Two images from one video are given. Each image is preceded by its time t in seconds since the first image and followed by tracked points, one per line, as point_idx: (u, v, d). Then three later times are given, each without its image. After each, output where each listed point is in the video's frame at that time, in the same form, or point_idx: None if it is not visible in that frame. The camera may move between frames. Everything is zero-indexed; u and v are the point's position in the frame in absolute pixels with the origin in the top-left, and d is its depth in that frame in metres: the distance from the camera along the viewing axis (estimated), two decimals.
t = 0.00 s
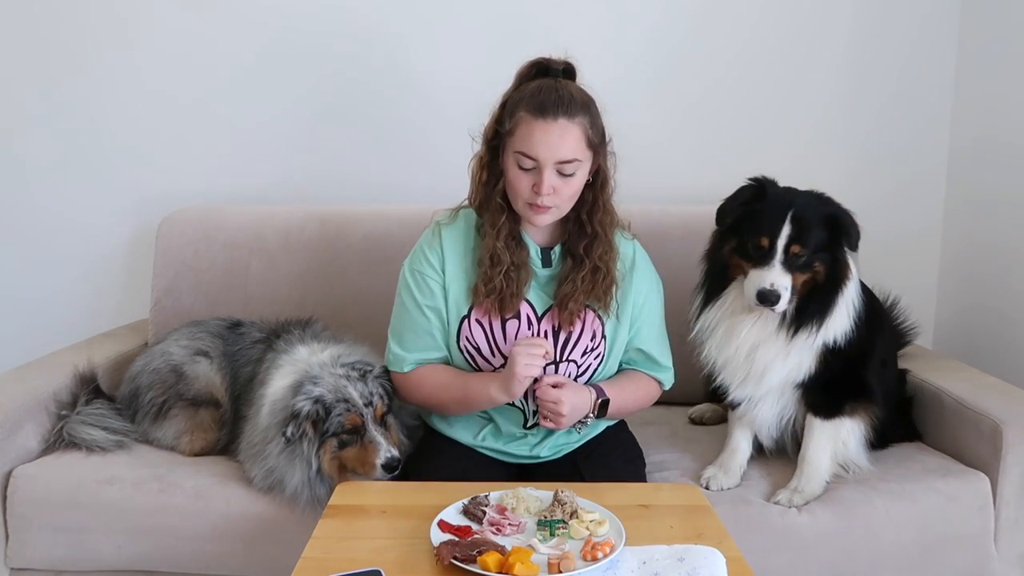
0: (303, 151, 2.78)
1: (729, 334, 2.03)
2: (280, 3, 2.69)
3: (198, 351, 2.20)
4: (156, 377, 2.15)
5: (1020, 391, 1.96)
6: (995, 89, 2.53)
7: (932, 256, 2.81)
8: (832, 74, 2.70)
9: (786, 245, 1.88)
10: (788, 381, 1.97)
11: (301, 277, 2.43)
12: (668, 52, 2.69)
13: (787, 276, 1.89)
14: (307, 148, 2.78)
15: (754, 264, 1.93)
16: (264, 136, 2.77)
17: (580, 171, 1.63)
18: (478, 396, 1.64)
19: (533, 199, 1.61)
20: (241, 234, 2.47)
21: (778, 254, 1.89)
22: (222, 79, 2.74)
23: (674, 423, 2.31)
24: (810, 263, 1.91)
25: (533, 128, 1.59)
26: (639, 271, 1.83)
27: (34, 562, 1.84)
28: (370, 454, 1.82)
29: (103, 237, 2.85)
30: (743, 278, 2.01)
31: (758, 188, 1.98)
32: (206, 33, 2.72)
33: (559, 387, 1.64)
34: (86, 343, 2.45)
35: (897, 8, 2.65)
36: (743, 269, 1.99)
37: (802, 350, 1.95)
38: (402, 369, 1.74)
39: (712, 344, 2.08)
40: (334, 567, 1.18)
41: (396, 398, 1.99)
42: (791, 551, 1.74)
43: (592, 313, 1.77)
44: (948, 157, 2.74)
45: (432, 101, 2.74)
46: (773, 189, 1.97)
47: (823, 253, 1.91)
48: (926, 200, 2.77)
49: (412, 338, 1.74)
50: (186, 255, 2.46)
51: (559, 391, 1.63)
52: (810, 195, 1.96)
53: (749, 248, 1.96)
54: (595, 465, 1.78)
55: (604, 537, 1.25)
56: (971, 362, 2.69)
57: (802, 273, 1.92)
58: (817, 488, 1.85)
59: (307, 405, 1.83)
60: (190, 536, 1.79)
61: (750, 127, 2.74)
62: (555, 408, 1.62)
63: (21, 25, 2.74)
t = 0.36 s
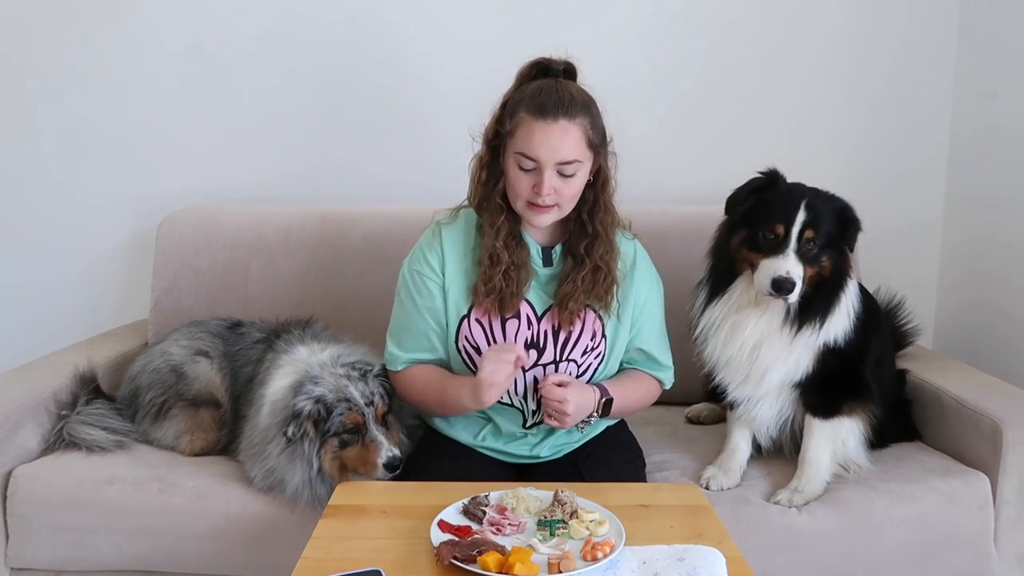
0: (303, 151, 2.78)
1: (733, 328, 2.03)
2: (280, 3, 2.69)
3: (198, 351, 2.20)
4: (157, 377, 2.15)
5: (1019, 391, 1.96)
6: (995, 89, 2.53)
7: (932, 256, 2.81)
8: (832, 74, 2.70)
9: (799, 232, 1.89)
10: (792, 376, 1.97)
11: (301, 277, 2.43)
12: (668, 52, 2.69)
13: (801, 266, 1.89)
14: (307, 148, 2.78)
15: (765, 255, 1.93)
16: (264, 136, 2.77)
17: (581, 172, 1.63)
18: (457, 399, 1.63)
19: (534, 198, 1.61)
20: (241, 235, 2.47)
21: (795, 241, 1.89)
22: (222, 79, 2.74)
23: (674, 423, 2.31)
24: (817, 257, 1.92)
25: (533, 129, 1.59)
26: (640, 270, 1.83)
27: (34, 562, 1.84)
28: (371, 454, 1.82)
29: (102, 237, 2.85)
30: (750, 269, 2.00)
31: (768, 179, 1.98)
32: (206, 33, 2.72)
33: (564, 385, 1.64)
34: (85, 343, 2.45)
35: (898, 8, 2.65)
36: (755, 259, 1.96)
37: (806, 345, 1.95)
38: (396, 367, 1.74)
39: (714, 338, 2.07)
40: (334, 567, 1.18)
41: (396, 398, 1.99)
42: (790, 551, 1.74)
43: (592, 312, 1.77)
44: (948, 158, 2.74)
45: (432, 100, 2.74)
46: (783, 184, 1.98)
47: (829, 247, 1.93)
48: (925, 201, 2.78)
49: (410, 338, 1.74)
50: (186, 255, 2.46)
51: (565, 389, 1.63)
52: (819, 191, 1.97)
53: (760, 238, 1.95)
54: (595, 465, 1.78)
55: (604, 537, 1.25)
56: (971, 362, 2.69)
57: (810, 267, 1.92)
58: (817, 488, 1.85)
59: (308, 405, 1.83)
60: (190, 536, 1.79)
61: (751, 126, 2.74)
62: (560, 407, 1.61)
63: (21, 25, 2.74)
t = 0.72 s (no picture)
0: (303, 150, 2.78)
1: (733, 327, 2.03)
2: (281, 3, 2.69)
3: (198, 351, 2.20)
4: (157, 377, 2.15)
5: (1019, 391, 1.96)
6: (995, 88, 2.53)
7: (932, 256, 2.81)
8: (832, 74, 2.70)
9: (823, 234, 1.88)
10: (791, 375, 1.97)
11: (302, 276, 2.43)
12: (669, 51, 2.69)
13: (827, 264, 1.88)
14: (308, 148, 2.78)
15: (788, 256, 1.89)
16: (264, 136, 2.78)
17: (581, 165, 1.63)
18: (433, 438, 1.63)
19: (535, 191, 1.61)
20: (242, 235, 2.47)
21: (817, 243, 1.88)
22: (222, 78, 2.74)
23: (674, 423, 2.31)
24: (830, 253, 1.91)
25: (534, 121, 1.59)
26: (641, 271, 1.83)
27: (33, 562, 1.84)
28: (371, 454, 1.82)
29: (103, 237, 2.85)
30: (765, 272, 1.97)
31: (776, 179, 1.96)
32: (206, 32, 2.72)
33: (566, 390, 1.64)
34: (85, 343, 2.45)
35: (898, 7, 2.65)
36: (777, 264, 1.92)
37: (807, 344, 1.95)
38: (397, 371, 1.74)
39: (714, 337, 2.08)
40: (334, 567, 1.18)
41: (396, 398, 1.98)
42: (790, 551, 1.74)
43: (592, 313, 1.77)
44: (948, 157, 2.74)
45: (432, 99, 2.74)
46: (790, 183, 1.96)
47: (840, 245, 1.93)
48: (925, 201, 2.78)
49: (410, 340, 1.74)
50: (186, 254, 2.46)
51: (565, 392, 1.63)
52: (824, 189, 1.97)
53: (778, 241, 1.92)
54: (595, 466, 1.78)
55: (604, 537, 1.25)
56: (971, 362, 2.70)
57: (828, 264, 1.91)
58: (817, 488, 1.85)
59: (308, 405, 1.83)
60: (190, 536, 1.79)
61: (752, 126, 2.74)
62: (561, 410, 1.61)
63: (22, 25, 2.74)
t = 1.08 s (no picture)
0: (303, 150, 2.78)
1: (734, 322, 2.03)
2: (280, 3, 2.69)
3: (198, 351, 2.20)
4: (157, 376, 2.15)
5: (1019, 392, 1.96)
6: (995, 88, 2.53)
7: (932, 256, 2.81)
8: (832, 73, 2.70)
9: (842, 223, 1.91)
10: (792, 372, 1.97)
11: (302, 277, 2.43)
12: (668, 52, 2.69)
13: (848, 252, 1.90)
14: (307, 149, 2.78)
15: (815, 246, 1.89)
16: (264, 136, 2.77)
17: (568, 137, 1.66)
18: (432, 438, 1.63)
19: (524, 165, 1.63)
20: (242, 235, 2.47)
21: (837, 230, 1.90)
22: (222, 78, 2.74)
23: (675, 423, 2.31)
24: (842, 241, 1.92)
25: (516, 97, 1.66)
26: (641, 269, 1.84)
27: (33, 562, 1.84)
28: (370, 454, 1.81)
29: (103, 238, 2.85)
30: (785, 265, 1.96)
31: (792, 171, 1.95)
32: (206, 32, 2.72)
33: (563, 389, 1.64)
34: (86, 343, 2.45)
35: (897, 8, 2.65)
36: (800, 256, 1.91)
37: (807, 340, 1.95)
38: (395, 369, 1.74)
39: (717, 333, 2.08)
40: (334, 567, 1.18)
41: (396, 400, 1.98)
42: (790, 551, 1.74)
43: (592, 311, 1.77)
44: (948, 157, 2.74)
45: (432, 100, 2.74)
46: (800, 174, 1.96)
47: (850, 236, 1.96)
48: (925, 201, 2.78)
49: (409, 337, 1.74)
50: (186, 254, 2.46)
51: (563, 392, 1.64)
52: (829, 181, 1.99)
53: (801, 231, 1.92)
54: (595, 466, 1.78)
55: (604, 537, 1.25)
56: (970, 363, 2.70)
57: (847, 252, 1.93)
58: (817, 488, 1.85)
59: (308, 406, 1.83)
60: (190, 536, 1.79)
61: (751, 126, 2.74)
62: (558, 410, 1.62)
63: (22, 25, 2.74)
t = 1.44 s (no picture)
0: (303, 150, 2.78)
1: (734, 322, 2.03)
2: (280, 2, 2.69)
3: (198, 351, 2.20)
4: (157, 377, 2.15)
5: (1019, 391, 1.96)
6: (995, 88, 2.53)
7: (932, 256, 2.81)
8: (832, 73, 2.70)
9: (845, 220, 1.91)
10: (792, 372, 1.97)
11: (301, 277, 2.43)
12: (669, 52, 2.69)
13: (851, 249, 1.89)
14: (307, 149, 2.78)
15: (818, 243, 1.89)
16: (264, 136, 2.77)
17: (566, 142, 1.65)
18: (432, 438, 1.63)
19: (524, 171, 1.63)
20: (242, 235, 2.46)
21: (840, 227, 1.91)
22: (222, 78, 2.74)
23: (675, 422, 2.31)
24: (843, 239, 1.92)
25: (513, 103, 1.64)
26: (640, 266, 1.84)
27: (34, 562, 1.84)
28: (370, 455, 1.81)
29: (103, 238, 2.85)
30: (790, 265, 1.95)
31: (792, 170, 1.95)
32: (206, 32, 2.72)
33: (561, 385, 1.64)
34: (86, 343, 2.45)
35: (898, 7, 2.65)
36: (804, 255, 1.91)
37: (807, 339, 1.94)
38: (395, 367, 1.73)
39: (718, 333, 2.08)
40: (334, 567, 1.18)
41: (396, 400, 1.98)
42: (790, 551, 1.74)
43: (591, 308, 1.77)
44: (948, 157, 2.74)
45: (432, 99, 2.74)
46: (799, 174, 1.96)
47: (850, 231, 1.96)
48: (926, 200, 2.77)
49: (409, 335, 1.74)
50: (186, 254, 2.46)
51: (561, 388, 1.64)
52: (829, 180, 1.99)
53: (804, 230, 1.92)
54: (595, 466, 1.78)
55: (604, 537, 1.25)
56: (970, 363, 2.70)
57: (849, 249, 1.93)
58: (817, 488, 1.85)
59: (307, 406, 1.83)
60: (190, 536, 1.79)
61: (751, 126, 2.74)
62: (556, 405, 1.61)
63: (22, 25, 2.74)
